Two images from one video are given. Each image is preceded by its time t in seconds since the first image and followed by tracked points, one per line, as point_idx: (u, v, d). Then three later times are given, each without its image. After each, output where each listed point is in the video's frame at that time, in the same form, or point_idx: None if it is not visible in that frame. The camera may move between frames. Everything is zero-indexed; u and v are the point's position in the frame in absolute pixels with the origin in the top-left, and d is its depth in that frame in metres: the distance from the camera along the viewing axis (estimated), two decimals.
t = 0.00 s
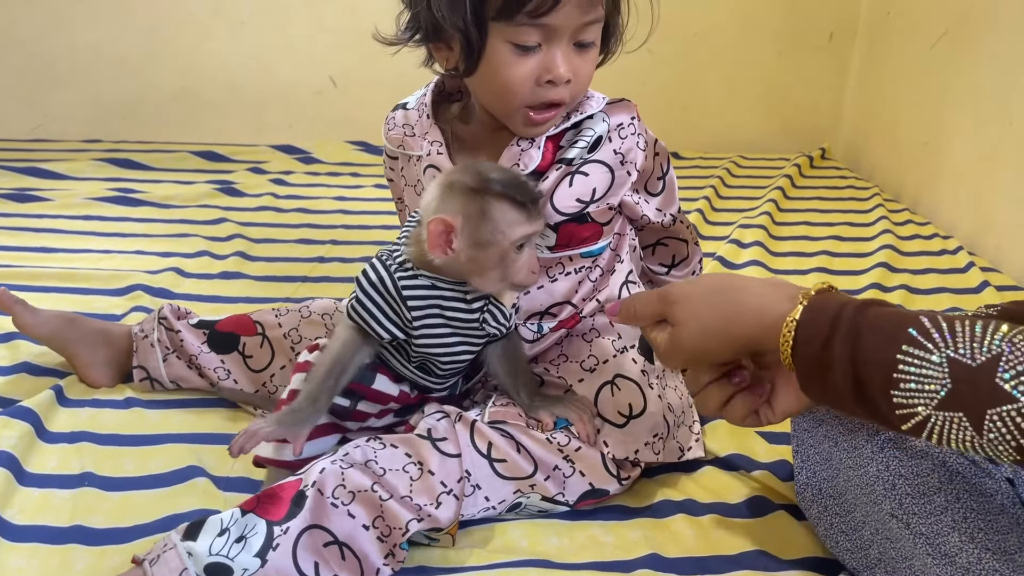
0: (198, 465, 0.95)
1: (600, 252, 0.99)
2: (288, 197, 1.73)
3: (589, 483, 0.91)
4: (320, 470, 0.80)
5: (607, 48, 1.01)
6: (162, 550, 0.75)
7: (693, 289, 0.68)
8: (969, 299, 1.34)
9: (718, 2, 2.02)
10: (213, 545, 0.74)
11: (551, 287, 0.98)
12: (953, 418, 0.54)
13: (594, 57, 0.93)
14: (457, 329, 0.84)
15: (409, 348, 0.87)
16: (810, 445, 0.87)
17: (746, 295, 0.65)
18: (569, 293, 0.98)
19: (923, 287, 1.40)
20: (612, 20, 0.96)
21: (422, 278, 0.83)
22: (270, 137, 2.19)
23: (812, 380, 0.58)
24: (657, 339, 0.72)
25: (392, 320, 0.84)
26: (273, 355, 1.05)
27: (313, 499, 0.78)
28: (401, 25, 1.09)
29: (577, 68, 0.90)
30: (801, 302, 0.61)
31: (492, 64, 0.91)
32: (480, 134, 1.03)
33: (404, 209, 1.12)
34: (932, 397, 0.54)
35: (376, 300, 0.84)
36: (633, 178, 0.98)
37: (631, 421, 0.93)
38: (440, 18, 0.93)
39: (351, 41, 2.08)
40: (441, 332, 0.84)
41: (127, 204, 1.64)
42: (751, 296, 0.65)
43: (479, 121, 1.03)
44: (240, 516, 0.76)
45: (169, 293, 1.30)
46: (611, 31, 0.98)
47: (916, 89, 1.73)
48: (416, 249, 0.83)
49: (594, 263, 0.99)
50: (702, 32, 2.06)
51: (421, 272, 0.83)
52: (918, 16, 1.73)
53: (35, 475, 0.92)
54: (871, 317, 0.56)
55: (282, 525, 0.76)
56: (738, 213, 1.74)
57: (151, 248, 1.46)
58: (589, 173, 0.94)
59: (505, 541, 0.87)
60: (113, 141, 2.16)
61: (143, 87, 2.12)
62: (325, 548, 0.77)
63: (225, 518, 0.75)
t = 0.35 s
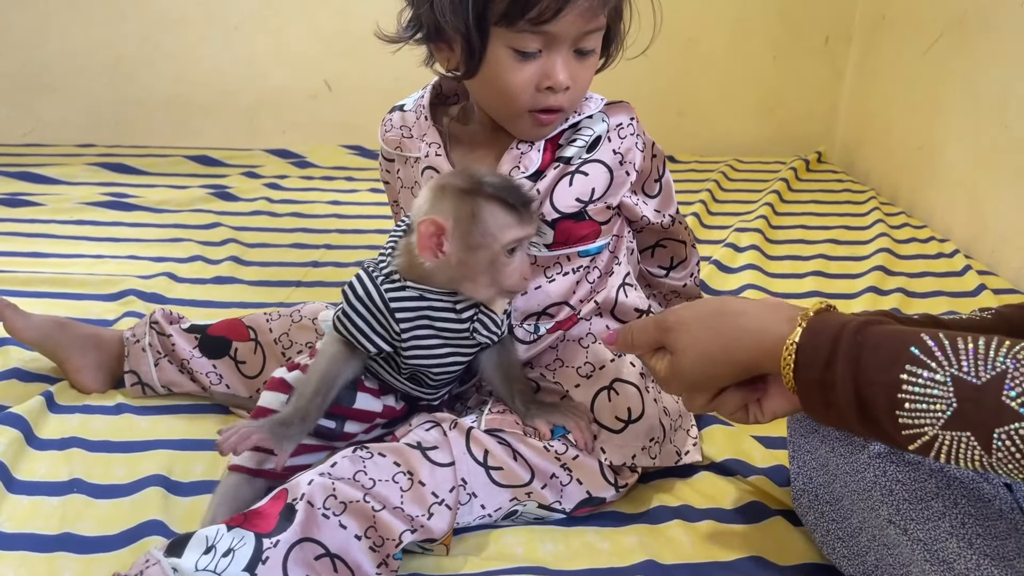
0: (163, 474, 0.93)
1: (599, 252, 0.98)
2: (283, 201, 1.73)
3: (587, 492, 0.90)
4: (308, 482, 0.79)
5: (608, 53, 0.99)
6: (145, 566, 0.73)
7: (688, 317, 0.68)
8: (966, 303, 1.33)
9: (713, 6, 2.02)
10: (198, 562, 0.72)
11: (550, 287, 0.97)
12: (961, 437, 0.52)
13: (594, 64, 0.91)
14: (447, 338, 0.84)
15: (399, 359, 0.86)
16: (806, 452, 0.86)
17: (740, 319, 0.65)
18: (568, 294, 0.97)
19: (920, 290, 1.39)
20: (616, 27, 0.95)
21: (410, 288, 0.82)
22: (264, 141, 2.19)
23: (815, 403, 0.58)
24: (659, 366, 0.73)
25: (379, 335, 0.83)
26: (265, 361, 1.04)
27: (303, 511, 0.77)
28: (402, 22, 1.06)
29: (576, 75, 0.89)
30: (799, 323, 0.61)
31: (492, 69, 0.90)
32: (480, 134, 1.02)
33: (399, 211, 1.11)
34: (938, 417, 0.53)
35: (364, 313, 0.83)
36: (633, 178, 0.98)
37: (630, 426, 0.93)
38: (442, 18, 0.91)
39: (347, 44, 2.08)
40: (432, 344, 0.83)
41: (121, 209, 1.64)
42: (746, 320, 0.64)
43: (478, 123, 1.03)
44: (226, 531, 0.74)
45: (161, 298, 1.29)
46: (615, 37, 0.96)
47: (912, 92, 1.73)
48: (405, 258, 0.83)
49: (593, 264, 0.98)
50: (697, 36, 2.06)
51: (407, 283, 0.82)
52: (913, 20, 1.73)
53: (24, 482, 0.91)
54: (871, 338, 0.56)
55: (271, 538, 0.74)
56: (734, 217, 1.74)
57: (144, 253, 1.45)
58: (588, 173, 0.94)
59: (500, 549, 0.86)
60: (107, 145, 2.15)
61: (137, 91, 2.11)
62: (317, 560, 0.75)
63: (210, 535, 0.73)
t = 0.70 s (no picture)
0: (164, 478, 0.93)
1: (599, 257, 0.98)
2: (283, 205, 1.73)
3: (588, 497, 0.90)
4: (307, 487, 0.79)
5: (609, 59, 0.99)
6: (142, 572, 0.72)
7: (689, 318, 0.68)
8: (968, 306, 1.33)
9: (714, 10, 2.02)
10: (197, 567, 0.72)
11: (550, 291, 0.97)
12: (964, 439, 0.52)
13: (594, 72, 0.91)
14: (441, 336, 0.83)
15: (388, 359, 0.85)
16: (808, 456, 0.86)
17: (741, 319, 0.64)
18: (567, 298, 0.97)
19: (922, 294, 1.39)
20: (618, 35, 0.94)
21: (405, 285, 0.82)
22: (265, 146, 2.19)
23: (817, 404, 0.58)
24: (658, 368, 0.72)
25: (367, 329, 0.80)
26: (265, 367, 1.03)
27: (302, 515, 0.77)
28: (403, 23, 1.05)
29: (575, 83, 0.88)
30: (800, 323, 0.61)
31: (491, 75, 0.90)
32: (480, 138, 1.02)
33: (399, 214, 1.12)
34: (941, 418, 0.53)
35: (354, 305, 0.80)
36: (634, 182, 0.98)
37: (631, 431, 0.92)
38: (441, 24, 0.90)
39: (348, 48, 2.08)
40: (424, 341, 0.82)
41: (121, 213, 1.64)
42: (747, 321, 0.64)
43: (478, 127, 1.03)
44: (223, 535, 0.74)
45: (161, 302, 1.29)
46: (617, 44, 0.96)
47: (913, 96, 1.73)
48: (402, 259, 0.83)
49: (593, 268, 0.98)
50: (698, 40, 2.06)
51: (403, 281, 0.82)
52: (914, 24, 1.73)
53: (23, 486, 0.91)
54: (872, 339, 0.56)
55: (269, 542, 0.74)
56: (735, 221, 1.74)
57: (144, 257, 1.45)
58: (589, 177, 0.94)
59: (500, 553, 0.86)
60: (107, 150, 2.15)
61: (138, 95, 2.12)
62: (317, 564, 0.75)
63: (208, 540, 0.73)
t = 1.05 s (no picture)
0: (173, 482, 0.93)
1: (608, 265, 0.98)
2: (290, 210, 1.73)
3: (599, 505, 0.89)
4: (314, 492, 0.78)
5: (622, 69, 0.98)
6: None
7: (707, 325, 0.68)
8: (978, 311, 1.32)
9: (720, 14, 2.02)
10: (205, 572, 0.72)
11: (557, 300, 0.97)
12: (988, 449, 0.52)
13: (605, 85, 0.91)
14: (444, 341, 0.83)
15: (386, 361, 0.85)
16: (819, 461, 0.85)
17: (759, 326, 0.64)
18: (575, 306, 0.97)
19: (931, 298, 1.38)
20: (632, 48, 0.94)
21: (411, 288, 0.81)
22: (272, 150, 2.19)
23: (836, 412, 0.58)
24: (677, 375, 0.72)
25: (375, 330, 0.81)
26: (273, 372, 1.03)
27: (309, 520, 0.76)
28: (415, 22, 1.05)
29: (586, 96, 0.88)
30: (819, 333, 0.61)
31: (502, 84, 0.90)
32: (488, 144, 1.02)
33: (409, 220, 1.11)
34: (964, 427, 0.52)
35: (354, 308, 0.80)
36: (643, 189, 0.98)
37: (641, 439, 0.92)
38: (456, 29, 0.89)
39: (354, 53, 2.08)
40: (428, 348, 0.83)
41: (129, 217, 1.64)
42: (765, 327, 0.64)
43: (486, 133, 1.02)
44: (231, 540, 0.74)
45: (169, 307, 1.29)
46: (631, 53, 0.96)
47: (920, 100, 1.72)
48: (408, 261, 0.83)
49: (602, 277, 0.98)
50: (704, 45, 2.06)
51: (408, 282, 0.82)
52: (921, 27, 1.72)
53: (32, 490, 0.91)
54: (894, 347, 0.55)
55: (277, 547, 0.74)
56: (742, 225, 1.73)
57: (151, 261, 1.45)
58: (597, 185, 0.94)
59: (509, 558, 0.85)
60: (114, 154, 2.16)
61: (145, 100, 2.12)
62: (325, 570, 0.75)
63: (216, 545, 0.73)
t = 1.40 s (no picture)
0: (182, 483, 0.93)
1: (616, 271, 0.97)
2: (298, 211, 1.73)
3: (610, 512, 0.89)
4: (322, 492, 0.78)
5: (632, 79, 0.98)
6: None
7: (730, 333, 0.66)
8: (989, 315, 1.31)
9: (728, 17, 2.02)
10: (213, 572, 0.71)
11: (566, 305, 0.96)
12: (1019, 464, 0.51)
13: (616, 94, 0.91)
14: (457, 355, 0.82)
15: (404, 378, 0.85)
16: (830, 464, 0.85)
17: (784, 337, 0.63)
18: (582, 312, 0.97)
19: (942, 302, 1.37)
20: (644, 59, 0.94)
21: (420, 305, 0.81)
22: (280, 152, 2.19)
23: (863, 425, 0.58)
24: (697, 384, 0.71)
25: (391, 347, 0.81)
26: (281, 374, 1.03)
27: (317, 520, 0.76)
28: (429, 18, 1.04)
29: (597, 104, 0.88)
30: (847, 343, 0.60)
31: (513, 89, 0.89)
32: (494, 147, 1.01)
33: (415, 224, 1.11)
34: (995, 443, 0.52)
35: (371, 330, 0.81)
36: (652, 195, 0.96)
37: (653, 443, 0.91)
38: (472, 29, 0.89)
39: (362, 56, 2.08)
40: (441, 361, 0.82)
41: (138, 219, 1.64)
42: (789, 337, 0.63)
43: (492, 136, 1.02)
44: (239, 539, 0.73)
45: (178, 308, 1.29)
46: (643, 64, 0.95)
47: (930, 103, 1.71)
48: (416, 278, 0.83)
49: (610, 282, 0.97)
50: (712, 47, 2.06)
51: (417, 301, 0.81)
52: (931, 30, 1.72)
53: (41, 490, 0.91)
54: (924, 360, 0.55)
55: (286, 546, 0.73)
56: (751, 228, 1.73)
57: (160, 263, 1.45)
58: (605, 191, 0.93)
59: (519, 560, 0.85)
60: (123, 156, 2.16)
61: (153, 102, 2.13)
62: (333, 570, 0.74)
63: (224, 543, 0.73)
